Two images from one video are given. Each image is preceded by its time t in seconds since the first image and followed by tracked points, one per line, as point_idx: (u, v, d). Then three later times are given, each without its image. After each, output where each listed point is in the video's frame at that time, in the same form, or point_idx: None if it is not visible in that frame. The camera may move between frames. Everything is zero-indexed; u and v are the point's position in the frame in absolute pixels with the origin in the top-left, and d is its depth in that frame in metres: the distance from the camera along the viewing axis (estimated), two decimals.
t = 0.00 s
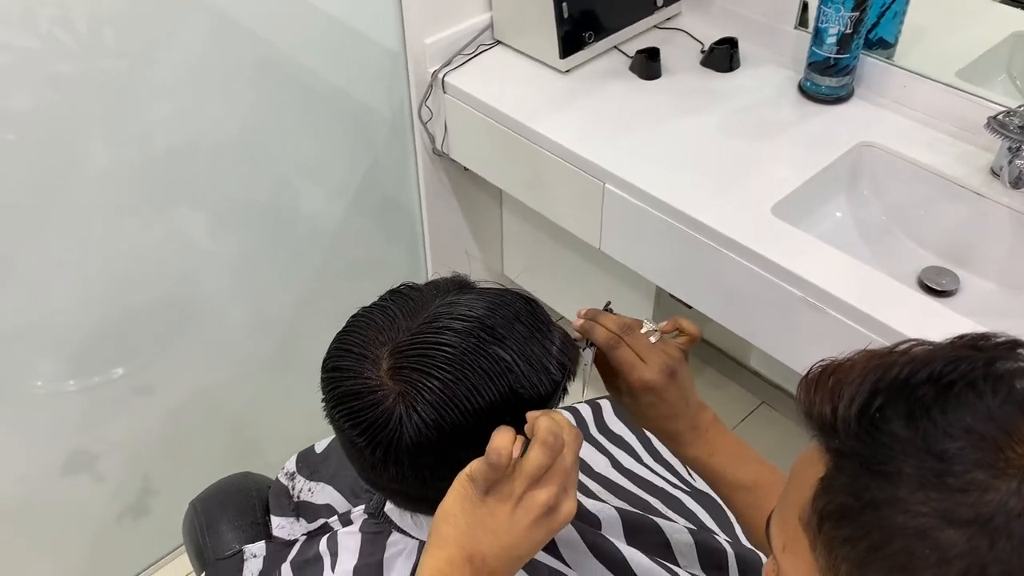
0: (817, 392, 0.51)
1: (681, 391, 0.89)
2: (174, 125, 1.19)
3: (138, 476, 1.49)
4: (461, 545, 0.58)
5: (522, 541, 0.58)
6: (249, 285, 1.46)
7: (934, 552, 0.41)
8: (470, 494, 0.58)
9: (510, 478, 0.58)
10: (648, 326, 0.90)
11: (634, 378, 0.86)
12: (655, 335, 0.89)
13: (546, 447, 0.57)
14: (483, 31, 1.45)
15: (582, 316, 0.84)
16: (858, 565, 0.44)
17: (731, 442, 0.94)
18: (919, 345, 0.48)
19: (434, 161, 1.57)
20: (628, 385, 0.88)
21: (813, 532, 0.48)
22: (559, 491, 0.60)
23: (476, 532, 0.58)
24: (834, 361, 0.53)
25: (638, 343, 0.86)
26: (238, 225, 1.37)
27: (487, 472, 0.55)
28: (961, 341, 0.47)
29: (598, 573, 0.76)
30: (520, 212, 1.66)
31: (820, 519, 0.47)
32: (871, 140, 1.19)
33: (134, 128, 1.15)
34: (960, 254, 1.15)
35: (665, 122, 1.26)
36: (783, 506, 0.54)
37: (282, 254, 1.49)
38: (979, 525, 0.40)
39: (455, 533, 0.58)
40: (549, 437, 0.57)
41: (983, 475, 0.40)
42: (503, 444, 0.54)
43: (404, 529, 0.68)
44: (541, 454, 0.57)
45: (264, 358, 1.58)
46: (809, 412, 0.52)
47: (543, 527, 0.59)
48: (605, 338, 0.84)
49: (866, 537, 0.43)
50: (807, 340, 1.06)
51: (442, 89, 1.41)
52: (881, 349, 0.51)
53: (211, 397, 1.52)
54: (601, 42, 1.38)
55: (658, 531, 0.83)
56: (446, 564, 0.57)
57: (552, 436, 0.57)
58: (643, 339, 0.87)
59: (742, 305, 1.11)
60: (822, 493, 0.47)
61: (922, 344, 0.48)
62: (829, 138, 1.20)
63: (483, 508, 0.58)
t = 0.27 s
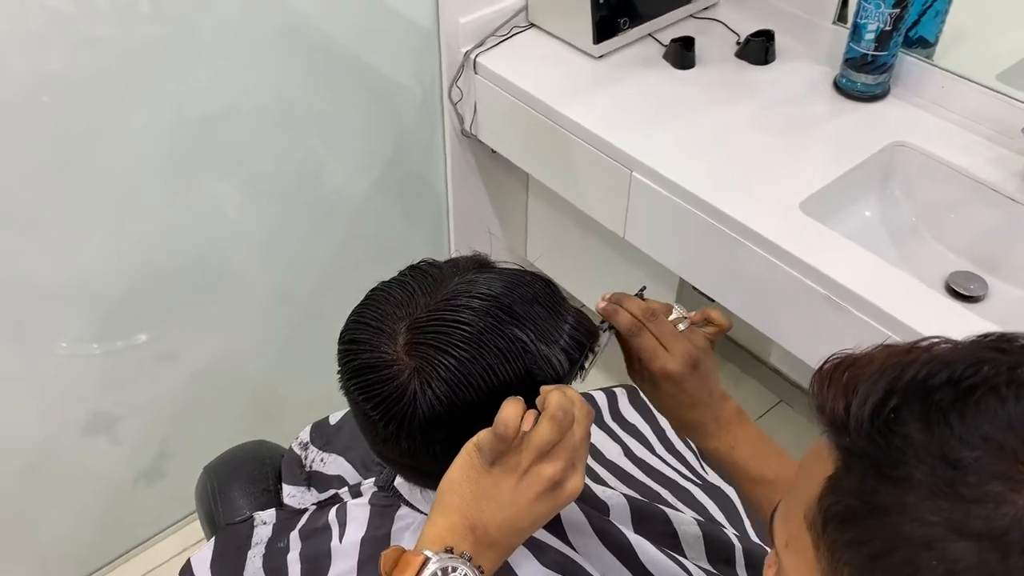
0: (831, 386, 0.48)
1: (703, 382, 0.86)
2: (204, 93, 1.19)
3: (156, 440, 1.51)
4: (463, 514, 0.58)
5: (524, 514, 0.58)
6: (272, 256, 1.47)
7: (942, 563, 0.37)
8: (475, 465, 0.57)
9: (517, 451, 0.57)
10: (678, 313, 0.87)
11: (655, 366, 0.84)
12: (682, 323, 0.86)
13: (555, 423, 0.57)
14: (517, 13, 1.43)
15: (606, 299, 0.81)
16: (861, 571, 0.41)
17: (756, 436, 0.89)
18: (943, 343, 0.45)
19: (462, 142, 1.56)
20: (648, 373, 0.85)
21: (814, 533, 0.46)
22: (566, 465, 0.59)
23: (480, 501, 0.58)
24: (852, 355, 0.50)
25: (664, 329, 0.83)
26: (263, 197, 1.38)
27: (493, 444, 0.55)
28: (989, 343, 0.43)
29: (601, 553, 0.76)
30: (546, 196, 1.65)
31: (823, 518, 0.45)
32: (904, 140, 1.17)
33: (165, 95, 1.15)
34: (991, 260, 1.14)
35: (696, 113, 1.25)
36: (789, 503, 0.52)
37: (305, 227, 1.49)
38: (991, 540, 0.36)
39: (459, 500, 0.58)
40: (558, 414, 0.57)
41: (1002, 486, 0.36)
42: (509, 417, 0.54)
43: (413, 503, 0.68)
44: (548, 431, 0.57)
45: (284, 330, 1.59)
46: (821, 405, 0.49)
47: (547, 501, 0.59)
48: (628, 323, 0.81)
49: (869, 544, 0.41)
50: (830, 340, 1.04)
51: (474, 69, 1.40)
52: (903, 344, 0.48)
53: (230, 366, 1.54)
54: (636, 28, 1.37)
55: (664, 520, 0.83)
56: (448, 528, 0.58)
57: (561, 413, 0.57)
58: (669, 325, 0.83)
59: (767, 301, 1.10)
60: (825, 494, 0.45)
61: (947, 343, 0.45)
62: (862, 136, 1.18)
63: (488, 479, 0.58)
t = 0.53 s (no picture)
0: (837, 393, 0.47)
1: (717, 379, 0.85)
2: (230, 67, 1.20)
3: (168, 410, 1.53)
4: (446, 492, 0.57)
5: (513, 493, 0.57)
6: (290, 233, 1.48)
7: None
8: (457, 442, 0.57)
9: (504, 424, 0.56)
10: (695, 309, 0.83)
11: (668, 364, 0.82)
12: (699, 321, 0.83)
13: (540, 402, 0.56)
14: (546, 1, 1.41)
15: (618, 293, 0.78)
16: None
17: (772, 434, 0.88)
18: (957, 357, 0.42)
19: (485, 128, 1.55)
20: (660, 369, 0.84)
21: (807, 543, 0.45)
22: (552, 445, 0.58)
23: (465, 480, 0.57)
24: (863, 362, 0.48)
25: (678, 326, 0.80)
26: (284, 173, 1.39)
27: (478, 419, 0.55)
28: (1007, 359, 0.41)
29: (599, 546, 0.76)
30: (568, 185, 1.64)
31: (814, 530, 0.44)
32: (932, 146, 1.16)
33: (191, 68, 1.15)
34: (1016, 271, 1.12)
35: (722, 109, 1.23)
36: (786, 509, 0.52)
37: (324, 206, 1.49)
38: (987, 570, 0.35)
39: (443, 478, 0.57)
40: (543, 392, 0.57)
41: (1005, 514, 0.35)
42: (493, 388, 0.54)
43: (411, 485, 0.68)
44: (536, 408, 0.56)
45: (299, 307, 1.60)
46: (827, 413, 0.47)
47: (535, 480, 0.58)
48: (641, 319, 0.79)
49: (861, 562, 0.40)
50: (847, 345, 1.03)
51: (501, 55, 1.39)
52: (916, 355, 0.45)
53: (244, 339, 1.55)
54: (666, 21, 1.35)
55: (667, 518, 0.83)
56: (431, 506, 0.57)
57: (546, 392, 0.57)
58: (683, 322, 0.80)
59: (784, 303, 1.09)
60: (819, 504, 0.44)
61: (961, 355, 0.43)
62: (890, 141, 1.17)
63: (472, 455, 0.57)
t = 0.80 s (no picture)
0: (824, 411, 0.46)
1: (735, 399, 0.83)
2: (252, 48, 1.20)
3: (174, 387, 1.54)
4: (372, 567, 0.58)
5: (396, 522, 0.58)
6: (302, 218, 1.48)
7: None
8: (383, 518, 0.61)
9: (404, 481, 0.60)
10: (711, 327, 0.85)
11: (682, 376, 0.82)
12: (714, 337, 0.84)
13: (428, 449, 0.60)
14: None
15: (640, 304, 0.83)
16: None
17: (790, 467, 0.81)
18: (949, 380, 0.42)
19: (501, 121, 1.54)
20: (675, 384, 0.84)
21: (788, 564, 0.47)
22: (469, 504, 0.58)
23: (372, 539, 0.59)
24: (854, 378, 0.47)
25: (696, 341, 0.82)
26: (299, 158, 1.39)
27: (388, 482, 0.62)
28: (1004, 388, 0.40)
29: (594, 548, 0.76)
30: (582, 182, 1.64)
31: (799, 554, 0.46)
32: (949, 159, 1.15)
33: (214, 47, 1.16)
34: None
35: (738, 112, 1.23)
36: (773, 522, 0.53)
37: (337, 193, 1.50)
38: None
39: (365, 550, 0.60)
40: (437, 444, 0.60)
41: (985, 563, 0.37)
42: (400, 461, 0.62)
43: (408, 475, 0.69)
44: (441, 459, 0.59)
45: (308, 291, 1.61)
46: (815, 432, 0.47)
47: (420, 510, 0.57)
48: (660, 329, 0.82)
49: None
50: (852, 355, 1.03)
51: (520, 48, 1.39)
52: (914, 373, 0.44)
53: (252, 321, 1.56)
54: (688, 20, 1.35)
55: (662, 520, 0.83)
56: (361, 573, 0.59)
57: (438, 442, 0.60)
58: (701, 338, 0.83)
59: (792, 310, 1.09)
60: (804, 530, 0.46)
61: (954, 377, 0.42)
62: (906, 151, 1.16)
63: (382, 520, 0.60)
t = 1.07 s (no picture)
0: (818, 428, 0.46)
1: (711, 402, 0.81)
2: (265, 38, 1.20)
3: (175, 375, 1.55)
4: None
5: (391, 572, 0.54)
6: (309, 211, 1.49)
7: None
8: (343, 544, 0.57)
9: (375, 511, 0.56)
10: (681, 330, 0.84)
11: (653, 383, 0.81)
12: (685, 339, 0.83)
13: (407, 478, 0.56)
14: None
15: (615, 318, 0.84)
16: None
17: (783, 471, 0.80)
18: (947, 406, 0.41)
19: (511, 120, 1.54)
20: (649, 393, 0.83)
21: None
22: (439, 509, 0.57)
23: None
24: (853, 395, 0.47)
25: (665, 346, 0.81)
26: (307, 151, 1.39)
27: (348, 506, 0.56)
28: (1002, 417, 0.39)
29: (585, 554, 0.77)
30: (589, 184, 1.64)
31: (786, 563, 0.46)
32: (958, 174, 1.14)
33: (227, 36, 1.16)
34: None
35: (749, 119, 1.22)
36: (765, 530, 0.54)
37: (344, 187, 1.50)
38: None
39: None
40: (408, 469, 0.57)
41: None
42: (356, 478, 0.55)
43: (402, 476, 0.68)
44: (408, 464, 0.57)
45: (312, 284, 1.61)
46: (807, 448, 0.47)
47: (416, 556, 0.55)
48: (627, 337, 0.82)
49: None
50: (853, 368, 1.03)
51: (532, 49, 1.39)
52: (915, 395, 0.44)
53: (256, 312, 1.57)
54: (701, 26, 1.34)
55: (655, 528, 0.82)
56: None
57: (411, 469, 0.56)
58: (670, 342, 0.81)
59: (795, 320, 1.08)
60: (791, 550, 0.46)
61: (954, 402, 0.41)
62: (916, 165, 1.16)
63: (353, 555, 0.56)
